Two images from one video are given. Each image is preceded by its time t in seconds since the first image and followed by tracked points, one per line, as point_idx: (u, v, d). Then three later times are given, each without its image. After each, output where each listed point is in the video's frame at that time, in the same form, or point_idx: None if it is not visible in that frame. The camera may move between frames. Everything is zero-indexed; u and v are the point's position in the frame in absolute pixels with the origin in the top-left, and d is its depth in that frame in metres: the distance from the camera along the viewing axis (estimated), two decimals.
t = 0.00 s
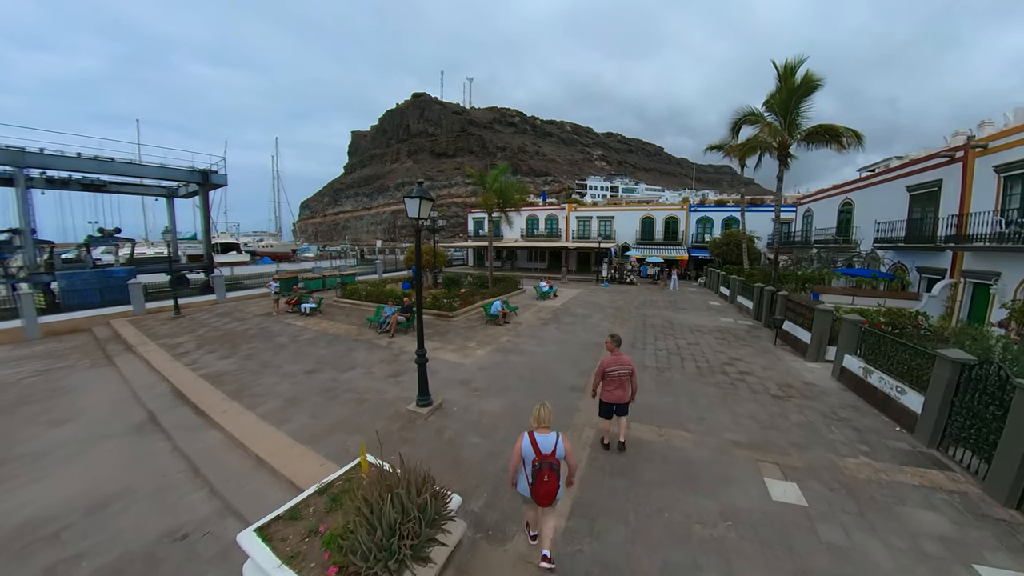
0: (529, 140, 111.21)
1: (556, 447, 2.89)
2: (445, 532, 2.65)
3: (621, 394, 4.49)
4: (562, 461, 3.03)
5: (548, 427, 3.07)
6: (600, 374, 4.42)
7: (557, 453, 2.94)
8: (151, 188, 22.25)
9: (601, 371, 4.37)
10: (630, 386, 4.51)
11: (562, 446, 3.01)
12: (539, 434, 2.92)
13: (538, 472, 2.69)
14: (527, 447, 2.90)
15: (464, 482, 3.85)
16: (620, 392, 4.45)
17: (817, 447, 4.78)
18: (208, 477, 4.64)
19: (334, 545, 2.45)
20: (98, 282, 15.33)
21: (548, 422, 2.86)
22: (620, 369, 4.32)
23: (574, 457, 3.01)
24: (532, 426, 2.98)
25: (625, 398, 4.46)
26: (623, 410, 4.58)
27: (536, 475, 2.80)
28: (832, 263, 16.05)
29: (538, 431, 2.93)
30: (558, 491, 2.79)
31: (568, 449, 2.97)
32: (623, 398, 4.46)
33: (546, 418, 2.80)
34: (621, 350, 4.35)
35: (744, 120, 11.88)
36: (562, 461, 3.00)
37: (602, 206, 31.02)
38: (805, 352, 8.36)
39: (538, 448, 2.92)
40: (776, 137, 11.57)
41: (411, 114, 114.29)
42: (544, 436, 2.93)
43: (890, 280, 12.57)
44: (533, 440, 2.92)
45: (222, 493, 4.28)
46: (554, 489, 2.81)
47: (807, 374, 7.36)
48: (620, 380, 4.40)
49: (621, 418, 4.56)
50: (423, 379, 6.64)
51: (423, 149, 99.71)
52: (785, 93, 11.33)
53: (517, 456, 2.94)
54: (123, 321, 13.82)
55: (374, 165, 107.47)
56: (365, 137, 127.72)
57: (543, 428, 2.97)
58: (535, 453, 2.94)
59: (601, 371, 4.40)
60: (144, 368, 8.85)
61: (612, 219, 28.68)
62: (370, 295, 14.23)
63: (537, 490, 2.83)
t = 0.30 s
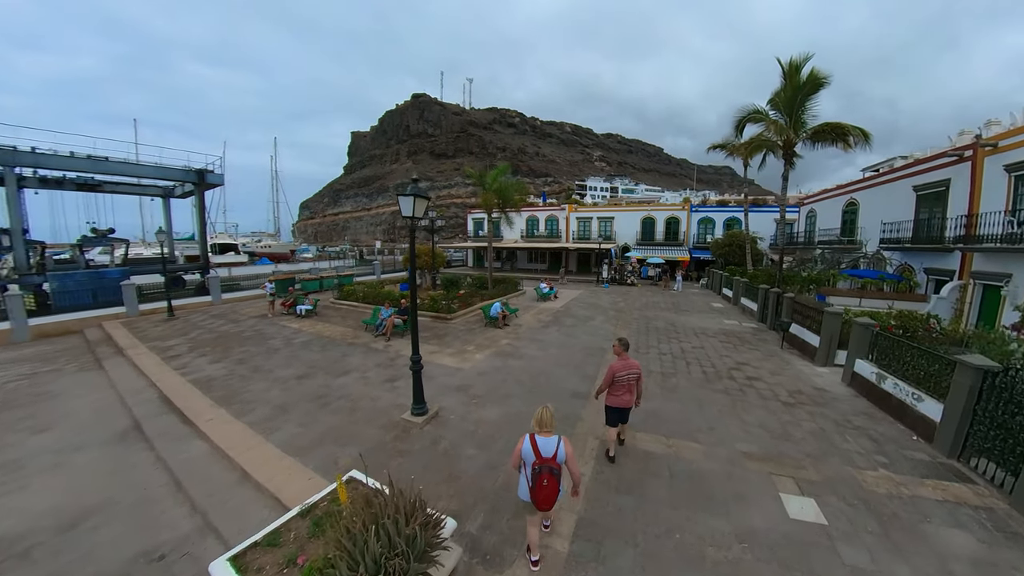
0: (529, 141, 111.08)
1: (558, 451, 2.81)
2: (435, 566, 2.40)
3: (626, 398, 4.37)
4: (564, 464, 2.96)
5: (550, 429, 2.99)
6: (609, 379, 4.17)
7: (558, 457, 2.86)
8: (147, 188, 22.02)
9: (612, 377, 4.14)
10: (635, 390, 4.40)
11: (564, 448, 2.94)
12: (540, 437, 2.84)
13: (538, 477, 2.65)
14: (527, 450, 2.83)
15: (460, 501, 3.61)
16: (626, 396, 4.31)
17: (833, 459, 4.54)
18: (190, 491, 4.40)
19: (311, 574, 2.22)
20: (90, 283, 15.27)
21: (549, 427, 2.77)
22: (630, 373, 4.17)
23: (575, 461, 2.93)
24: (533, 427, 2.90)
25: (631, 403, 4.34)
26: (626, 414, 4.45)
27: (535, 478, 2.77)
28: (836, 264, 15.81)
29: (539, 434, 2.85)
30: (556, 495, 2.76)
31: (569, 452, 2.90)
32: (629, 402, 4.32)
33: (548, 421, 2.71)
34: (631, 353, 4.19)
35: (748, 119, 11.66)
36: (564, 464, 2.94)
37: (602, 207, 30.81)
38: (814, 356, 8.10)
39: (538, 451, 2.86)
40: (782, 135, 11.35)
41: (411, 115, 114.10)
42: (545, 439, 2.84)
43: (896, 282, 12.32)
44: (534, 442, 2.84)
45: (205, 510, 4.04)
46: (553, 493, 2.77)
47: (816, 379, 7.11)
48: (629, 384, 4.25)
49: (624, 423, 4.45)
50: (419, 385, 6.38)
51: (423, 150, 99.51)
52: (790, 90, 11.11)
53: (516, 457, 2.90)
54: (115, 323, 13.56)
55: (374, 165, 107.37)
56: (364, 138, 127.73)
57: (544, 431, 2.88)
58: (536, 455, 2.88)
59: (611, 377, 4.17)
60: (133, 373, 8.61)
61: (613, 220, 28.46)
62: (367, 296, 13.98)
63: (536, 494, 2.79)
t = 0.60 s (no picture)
0: (528, 141, 110.85)
1: (560, 455, 2.75)
2: None
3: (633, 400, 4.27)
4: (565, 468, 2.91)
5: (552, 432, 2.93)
6: (619, 382, 4.05)
7: (560, 460, 2.81)
8: (141, 186, 21.72)
9: (622, 379, 4.02)
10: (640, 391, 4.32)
11: (567, 452, 2.88)
12: (543, 439, 2.78)
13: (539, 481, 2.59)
14: (529, 451, 2.78)
15: (451, 521, 3.35)
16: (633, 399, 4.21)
17: (847, 472, 4.29)
18: (167, 505, 4.14)
19: None
20: (81, 282, 15.02)
21: (552, 429, 2.73)
22: (639, 375, 4.06)
23: (577, 465, 2.88)
24: (536, 429, 2.85)
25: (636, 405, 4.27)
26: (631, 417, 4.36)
27: (536, 480, 2.71)
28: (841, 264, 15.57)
29: (542, 436, 2.79)
30: (557, 499, 2.69)
31: (572, 456, 2.84)
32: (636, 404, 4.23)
33: (552, 424, 2.67)
34: (639, 355, 4.08)
35: (752, 117, 11.42)
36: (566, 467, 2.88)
37: (602, 206, 30.55)
38: (821, 361, 7.85)
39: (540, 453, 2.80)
40: (786, 133, 11.10)
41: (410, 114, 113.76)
42: (548, 441, 2.79)
43: (902, 284, 12.10)
44: (537, 445, 2.78)
45: (179, 528, 3.79)
46: (553, 497, 2.71)
47: (825, 385, 6.86)
48: (637, 386, 4.14)
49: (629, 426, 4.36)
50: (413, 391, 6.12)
51: (422, 149, 99.18)
52: (795, 88, 10.86)
53: (517, 458, 2.84)
54: (105, 324, 13.27)
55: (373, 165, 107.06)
56: (363, 138, 127.41)
57: (547, 433, 2.83)
58: (538, 458, 2.82)
59: (621, 380, 4.04)
60: (120, 377, 8.35)
61: (613, 220, 28.25)
62: (364, 297, 13.73)
63: (535, 496, 2.74)
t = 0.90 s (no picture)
0: (528, 141, 110.61)
1: (556, 461, 2.64)
2: None
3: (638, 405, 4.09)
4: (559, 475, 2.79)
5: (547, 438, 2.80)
6: (624, 388, 3.87)
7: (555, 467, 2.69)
8: (134, 185, 21.36)
9: (627, 385, 3.84)
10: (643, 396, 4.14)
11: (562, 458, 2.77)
12: (539, 444, 2.66)
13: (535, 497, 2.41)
14: (524, 458, 2.66)
15: (438, 548, 3.04)
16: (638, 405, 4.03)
17: (868, 490, 3.98)
18: (134, 525, 3.82)
19: None
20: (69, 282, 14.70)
21: (549, 434, 2.61)
22: (644, 380, 3.89)
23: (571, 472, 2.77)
24: (531, 434, 2.72)
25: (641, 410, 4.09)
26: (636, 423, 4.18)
27: (531, 488, 2.56)
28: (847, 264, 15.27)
29: (538, 441, 2.67)
30: (552, 508, 2.55)
31: (567, 463, 2.72)
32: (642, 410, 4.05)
33: (549, 428, 2.55)
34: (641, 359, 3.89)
35: (757, 113, 11.12)
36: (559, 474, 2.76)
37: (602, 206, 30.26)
38: (831, 365, 7.55)
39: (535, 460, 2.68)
40: (792, 130, 10.80)
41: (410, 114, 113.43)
42: (544, 447, 2.66)
43: (909, 285, 11.81)
44: (533, 451, 2.65)
45: (145, 550, 3.47)
46: (548, 505, 2.57)
47: (836, 392, 6.55)
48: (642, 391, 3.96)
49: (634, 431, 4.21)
50: (404, 398, 5.81)
51: (421, 149, 98.86)
52: (802, 83, 10.55)
53: (512, 465, 2.70)
54: (94, 325, 12.92)
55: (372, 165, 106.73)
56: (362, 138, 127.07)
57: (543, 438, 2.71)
58: (532, 464, 2.69)
59: (626, 386, 3.86)
60: (102, 381, 8.02)
61: (613, 220, 27.97)
62: (358, 298, 13.43)
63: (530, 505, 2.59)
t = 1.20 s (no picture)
0: (529, 142, 110.44)
1: (539, 463, 2.57)
2: None
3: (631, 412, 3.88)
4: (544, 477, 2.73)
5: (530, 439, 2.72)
6: (616, 394, 3.67)
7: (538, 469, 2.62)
8: (128, 185, 21.10)
9: (618, 391, 3.65)
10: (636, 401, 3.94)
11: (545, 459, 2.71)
12: (520, 447, 2.58)
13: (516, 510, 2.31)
14: (505, 461, 2.58)
15: None
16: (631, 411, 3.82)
17: (886, 509, 3.70)
18: (95, 545, 3.53)
19: None
20: (59, 282, 14.43)
21: (530, 437, 2.53)
22: (637, 385, 3.69)
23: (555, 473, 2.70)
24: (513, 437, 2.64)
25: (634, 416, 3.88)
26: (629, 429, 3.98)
27: (513, 492, 2.50)
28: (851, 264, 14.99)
29: (519, 444, 2.60)
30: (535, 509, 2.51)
31: (550, 464, 2.65)
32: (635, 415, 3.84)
33: (529, 431, 2.47)
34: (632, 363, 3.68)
35: (760, 111, 10.87)
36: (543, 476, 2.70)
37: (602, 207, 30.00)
38: (838, 370, 7.27)
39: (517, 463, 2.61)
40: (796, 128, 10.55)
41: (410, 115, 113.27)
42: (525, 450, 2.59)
43: (916, 286, 11.51)
44: (514, 454, 2.58)
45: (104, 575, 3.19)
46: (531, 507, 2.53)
47: (845, 398, 6.26)
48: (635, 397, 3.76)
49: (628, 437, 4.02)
50: (392, 406, 5.52)
51: (421, 150, 98.63)
52: (806, 80, 10.30)
53: (493, 469, 2.63)
54: (82, 327, 12.63)
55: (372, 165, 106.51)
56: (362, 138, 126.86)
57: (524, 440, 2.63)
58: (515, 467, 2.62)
59: (617, 393, 3.66)
60: (84, 386, 7.73)
61: (613, 220, 27.71)
62: (353, 300, 13.16)
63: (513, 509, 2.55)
